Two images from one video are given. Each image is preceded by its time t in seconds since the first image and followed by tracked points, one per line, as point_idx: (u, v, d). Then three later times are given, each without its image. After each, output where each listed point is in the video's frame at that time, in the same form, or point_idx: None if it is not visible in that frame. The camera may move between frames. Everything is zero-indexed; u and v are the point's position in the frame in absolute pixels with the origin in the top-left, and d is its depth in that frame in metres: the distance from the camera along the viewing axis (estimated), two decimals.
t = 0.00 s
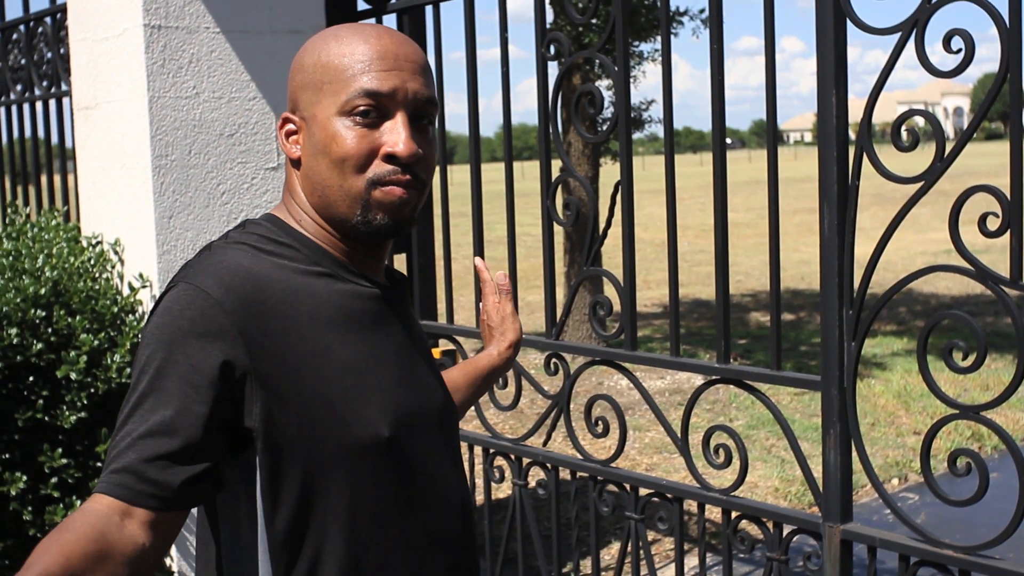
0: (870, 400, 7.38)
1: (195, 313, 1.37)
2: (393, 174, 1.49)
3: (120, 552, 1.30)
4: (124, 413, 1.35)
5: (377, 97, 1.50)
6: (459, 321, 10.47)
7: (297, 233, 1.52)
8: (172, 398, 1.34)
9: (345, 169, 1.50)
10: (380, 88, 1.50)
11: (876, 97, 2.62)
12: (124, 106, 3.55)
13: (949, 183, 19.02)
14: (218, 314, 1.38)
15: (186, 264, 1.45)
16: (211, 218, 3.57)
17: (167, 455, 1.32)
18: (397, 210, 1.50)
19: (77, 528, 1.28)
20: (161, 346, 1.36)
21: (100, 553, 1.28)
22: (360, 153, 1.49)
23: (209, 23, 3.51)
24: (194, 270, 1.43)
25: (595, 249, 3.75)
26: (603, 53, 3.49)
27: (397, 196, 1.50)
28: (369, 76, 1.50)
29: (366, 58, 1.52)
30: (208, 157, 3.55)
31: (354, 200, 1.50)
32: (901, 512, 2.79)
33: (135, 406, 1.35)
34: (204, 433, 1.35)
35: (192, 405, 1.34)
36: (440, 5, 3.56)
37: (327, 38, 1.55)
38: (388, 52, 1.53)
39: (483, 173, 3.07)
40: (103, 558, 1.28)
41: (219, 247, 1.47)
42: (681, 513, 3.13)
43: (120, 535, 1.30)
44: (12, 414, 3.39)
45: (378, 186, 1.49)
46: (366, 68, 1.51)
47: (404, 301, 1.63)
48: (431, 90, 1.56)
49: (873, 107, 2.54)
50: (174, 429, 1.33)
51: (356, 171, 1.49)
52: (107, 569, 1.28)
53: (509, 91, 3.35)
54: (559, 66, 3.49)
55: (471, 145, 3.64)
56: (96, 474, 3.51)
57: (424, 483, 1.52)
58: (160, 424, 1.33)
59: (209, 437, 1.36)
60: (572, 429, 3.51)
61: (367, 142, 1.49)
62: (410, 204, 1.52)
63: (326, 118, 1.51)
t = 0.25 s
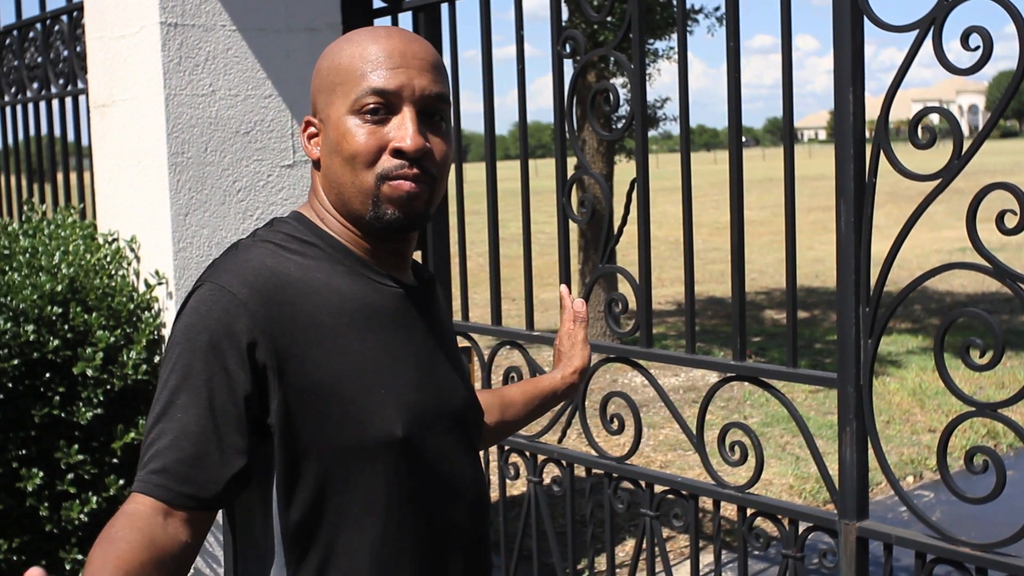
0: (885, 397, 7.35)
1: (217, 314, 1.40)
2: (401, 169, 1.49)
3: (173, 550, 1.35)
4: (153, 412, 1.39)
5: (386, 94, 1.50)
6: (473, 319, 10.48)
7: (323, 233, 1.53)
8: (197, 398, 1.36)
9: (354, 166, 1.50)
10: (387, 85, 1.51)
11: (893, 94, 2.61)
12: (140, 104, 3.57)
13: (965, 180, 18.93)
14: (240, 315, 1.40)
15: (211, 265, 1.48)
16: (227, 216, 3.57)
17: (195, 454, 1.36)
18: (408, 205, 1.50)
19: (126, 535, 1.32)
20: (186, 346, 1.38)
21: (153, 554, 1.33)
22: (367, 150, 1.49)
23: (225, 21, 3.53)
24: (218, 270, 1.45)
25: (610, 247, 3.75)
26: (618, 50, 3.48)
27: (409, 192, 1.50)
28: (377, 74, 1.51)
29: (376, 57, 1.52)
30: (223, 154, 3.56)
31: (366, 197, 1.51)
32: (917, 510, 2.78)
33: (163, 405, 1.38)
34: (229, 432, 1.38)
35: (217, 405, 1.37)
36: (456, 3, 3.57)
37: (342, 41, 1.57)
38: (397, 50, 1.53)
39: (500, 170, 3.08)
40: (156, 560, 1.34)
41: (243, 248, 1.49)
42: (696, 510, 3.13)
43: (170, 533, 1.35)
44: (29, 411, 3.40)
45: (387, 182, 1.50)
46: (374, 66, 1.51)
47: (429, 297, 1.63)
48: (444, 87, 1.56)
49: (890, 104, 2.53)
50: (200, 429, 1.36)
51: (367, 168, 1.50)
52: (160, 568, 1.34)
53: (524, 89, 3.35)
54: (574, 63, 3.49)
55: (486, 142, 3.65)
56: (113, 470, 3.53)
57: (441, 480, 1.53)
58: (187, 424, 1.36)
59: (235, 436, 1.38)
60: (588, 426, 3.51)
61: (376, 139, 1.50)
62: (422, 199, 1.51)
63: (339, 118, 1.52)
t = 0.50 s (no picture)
0: (895, 392, 7.34)
1: (249, 320, 1.41)
2: (414, 163, 1.50)
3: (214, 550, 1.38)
4: (190, 420, 1.40)
5: (394, 90, 1.51)
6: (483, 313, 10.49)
7: (344, 229, 1.55)
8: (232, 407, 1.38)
9: (366, 164, 1.51)
10: (394, 80, 1.51)
11: (906, 87, 2.60)
12: (152, 98, 3.58)
13: (975, 174, 18.86)
14: (270, 320, 1.41)
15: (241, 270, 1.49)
16: (238, 210, 3.58)
17: (233, 462, 1.38)
18: (423, 198, 1.51)
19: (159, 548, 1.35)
20: (219, 355, 1.40)
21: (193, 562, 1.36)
22: (377, 146, 1.50)
23: (236, 15, 3.53)
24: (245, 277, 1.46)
25: (619, 241, 3.75)
26: (629, 44, 3.48)
27: (424, 186, 1.51)
28: (384, 69, 1.51)
29: (381, 53, 1.53)
30: (234, 148, 3.57)
31: (381, 194, 1.51)
32: (928, 504, 2.78)
33: (197, 413, 1.39)
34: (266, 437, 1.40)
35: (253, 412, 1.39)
36: None
37: (345, 37, 1.57)
38: (402, 43, 1.53)
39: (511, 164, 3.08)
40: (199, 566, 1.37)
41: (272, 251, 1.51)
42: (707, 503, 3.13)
43: (208, 538, 1.38)
44: (40, 404, 3.40)
45: (401, 177, 1.50)
46: (380, 63, 1.52)
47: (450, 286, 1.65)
48: (451, 78, 1.57)
49: (903, 98, 2.52)
50: (238, 437, 1.38)
51: (380, 165, 1.51)
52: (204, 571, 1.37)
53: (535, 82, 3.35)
54: (585, 57, 3.49)
55: (497, 136, 3.65)
56: (123, 464, 3.54)
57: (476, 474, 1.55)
58: (225, 431, 1.38)
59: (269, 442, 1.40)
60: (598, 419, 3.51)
61: (388, 135, 1.50)
62: (437, 191, 1.52)
63: (348, 117, 1.53)
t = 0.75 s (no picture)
0: (897, 385, 7.33)
1: (282, 328, 1.37)
2: (413, 155, 1.47)
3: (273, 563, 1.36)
4: (229, 436, 1.36)
5: (389, 79, 1.49)
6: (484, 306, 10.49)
7: (352, 225, 1.52)
8: (272, 421, 1.34)
9: (363, 157, 1.49)
10: (389, 70, 1.49)
11: (910, 80, 2.59)
12: (154, 90, 3.57)
13: (978, 168, 18.84)
14: (304, 326, 1.38)
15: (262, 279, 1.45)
16: (241, 203, 3.57)
17: (281, 476, 1.34)
18: (426, 189, 1.48)
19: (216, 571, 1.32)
20: (255, 367, 1.35)
21: None
22: (374, 139, 1.48)
23: (238, 8, 3.52)
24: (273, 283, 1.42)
25: (621, 234, 3.74)
26: (632, 37, 3.47)
27: (426, 177, 1.48)
28: (378, 58, 1.50)
29: (375, 42, 1.51)
30: (236, 141, 3.56)
31: (382, 187, 1.49)
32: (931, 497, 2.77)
33: (237, 428, 1.35)
34: (310, 446, 1.36)
35: (296, 423, 1.35)
36: None
37: (341, 31, 1.56)
38: (397, 32, 1.52)
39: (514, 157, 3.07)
40: None
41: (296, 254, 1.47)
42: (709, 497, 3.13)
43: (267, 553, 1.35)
44: (43, 397, 3.40)
45: (401, 169, 1.47)
46: (375, 53, 1.50)
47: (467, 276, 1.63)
48: (449, 64, 1.54)
49: (907, 90, 2.51)
50: (283, 450, 1.35)
51: (378, 158, 1.48)
52: None
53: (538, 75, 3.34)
54: (588, 50, 3.48)
55: (500, 129, 3.64)
56: (126, 457, 3.54)
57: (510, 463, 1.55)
58: (269, 447, 1.34)
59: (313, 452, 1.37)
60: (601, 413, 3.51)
61: (385, 125, 1.48)
62: (440, 181, 1.49)
63: (346, 110, 1.51)
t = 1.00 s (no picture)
0: (888, 388, 7.35)
1: (287, 339, 1.41)
2: (434, 148, 1.52)
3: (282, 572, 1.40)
4: (237, 445, 1.40)
5: (398, 75, 1.53)
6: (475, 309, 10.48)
7: (363, 232, 1.55)
8: (278, 431, 1.38)
9: (382, 155, 1.53)
10: (396, 67, 1.53)
11: (901, 83, 2.60)
12: (145, 93, 3.56)
13: (969, 171, 18.89)
14: (309, 336, 1.42)
15: (265, 290, 1.48)
16: (232, 206, 3.57)
17: (287, 484, 1.39)
18: (449, 181, 1.54)
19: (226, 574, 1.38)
20: (261, 379, 1.39)
21: None
22: (392, 137, 1.52)
23: (230, 10, 3.52)
24: (278, 293, 1.46)
25: (613, 237, 3.74)
26: (624, 40, 3.47)
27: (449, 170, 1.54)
28: (385, 55, 1.53)
29: (377, 40, 1.55)
30: (228, 144, 3.55)
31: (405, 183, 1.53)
32: (922, 500, 2.77)
33: (242, 437, 1.39)
34: (315, 454, 1.40)
35: (301, 432, 1.39)
36: None
37: (336, 32, 1.58)
38: (398, 28, 1.56)
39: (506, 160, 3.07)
40: None
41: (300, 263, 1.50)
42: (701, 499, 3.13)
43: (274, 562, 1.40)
44: (33, 400, 3.39)
45: (424, 164, 1.52)
46: (382, 51, 1.54)
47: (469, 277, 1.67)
48: (449, 55, 1.59)
49: (898, 93, 2.51)
50: (288, 458, 1.39)
51: (399, 156, 1.53)
52: None
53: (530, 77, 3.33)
54: (580, 54, 3.48)
55: (492, 132, 3.64)
56: (116, 461, 3.53)
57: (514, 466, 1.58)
58: (275, 456, 1.38)
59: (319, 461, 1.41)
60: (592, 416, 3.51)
61: (402, 121, 1.52)
62: (460, 174, 1.55)
63: (356, 111, 1.54)
